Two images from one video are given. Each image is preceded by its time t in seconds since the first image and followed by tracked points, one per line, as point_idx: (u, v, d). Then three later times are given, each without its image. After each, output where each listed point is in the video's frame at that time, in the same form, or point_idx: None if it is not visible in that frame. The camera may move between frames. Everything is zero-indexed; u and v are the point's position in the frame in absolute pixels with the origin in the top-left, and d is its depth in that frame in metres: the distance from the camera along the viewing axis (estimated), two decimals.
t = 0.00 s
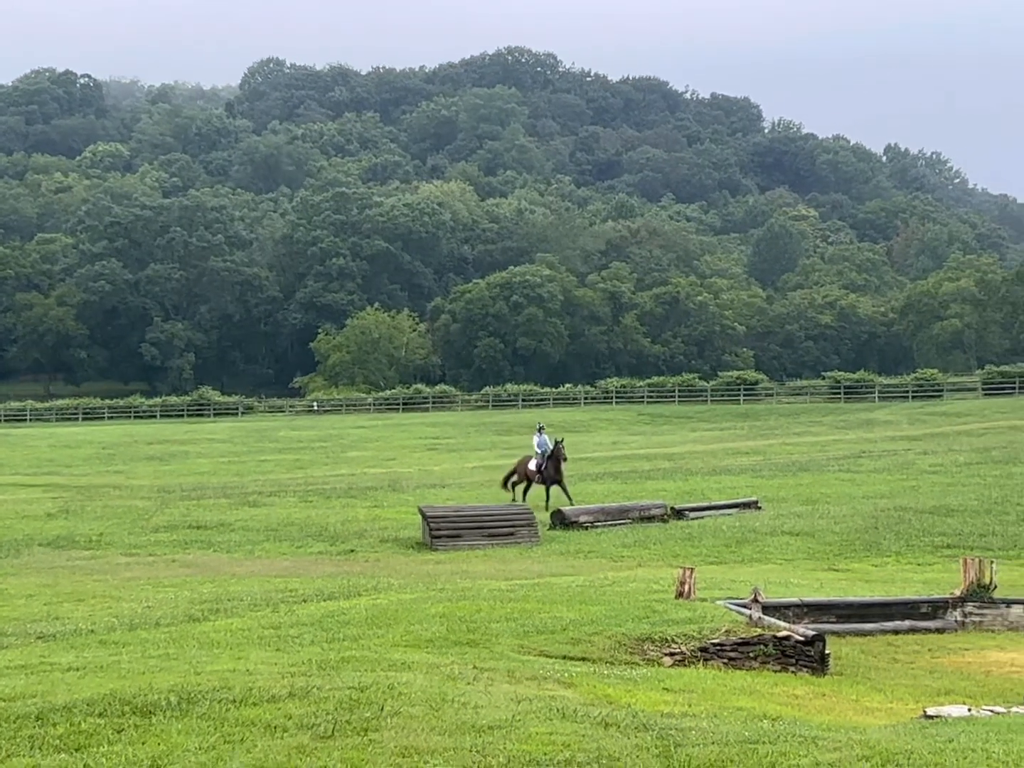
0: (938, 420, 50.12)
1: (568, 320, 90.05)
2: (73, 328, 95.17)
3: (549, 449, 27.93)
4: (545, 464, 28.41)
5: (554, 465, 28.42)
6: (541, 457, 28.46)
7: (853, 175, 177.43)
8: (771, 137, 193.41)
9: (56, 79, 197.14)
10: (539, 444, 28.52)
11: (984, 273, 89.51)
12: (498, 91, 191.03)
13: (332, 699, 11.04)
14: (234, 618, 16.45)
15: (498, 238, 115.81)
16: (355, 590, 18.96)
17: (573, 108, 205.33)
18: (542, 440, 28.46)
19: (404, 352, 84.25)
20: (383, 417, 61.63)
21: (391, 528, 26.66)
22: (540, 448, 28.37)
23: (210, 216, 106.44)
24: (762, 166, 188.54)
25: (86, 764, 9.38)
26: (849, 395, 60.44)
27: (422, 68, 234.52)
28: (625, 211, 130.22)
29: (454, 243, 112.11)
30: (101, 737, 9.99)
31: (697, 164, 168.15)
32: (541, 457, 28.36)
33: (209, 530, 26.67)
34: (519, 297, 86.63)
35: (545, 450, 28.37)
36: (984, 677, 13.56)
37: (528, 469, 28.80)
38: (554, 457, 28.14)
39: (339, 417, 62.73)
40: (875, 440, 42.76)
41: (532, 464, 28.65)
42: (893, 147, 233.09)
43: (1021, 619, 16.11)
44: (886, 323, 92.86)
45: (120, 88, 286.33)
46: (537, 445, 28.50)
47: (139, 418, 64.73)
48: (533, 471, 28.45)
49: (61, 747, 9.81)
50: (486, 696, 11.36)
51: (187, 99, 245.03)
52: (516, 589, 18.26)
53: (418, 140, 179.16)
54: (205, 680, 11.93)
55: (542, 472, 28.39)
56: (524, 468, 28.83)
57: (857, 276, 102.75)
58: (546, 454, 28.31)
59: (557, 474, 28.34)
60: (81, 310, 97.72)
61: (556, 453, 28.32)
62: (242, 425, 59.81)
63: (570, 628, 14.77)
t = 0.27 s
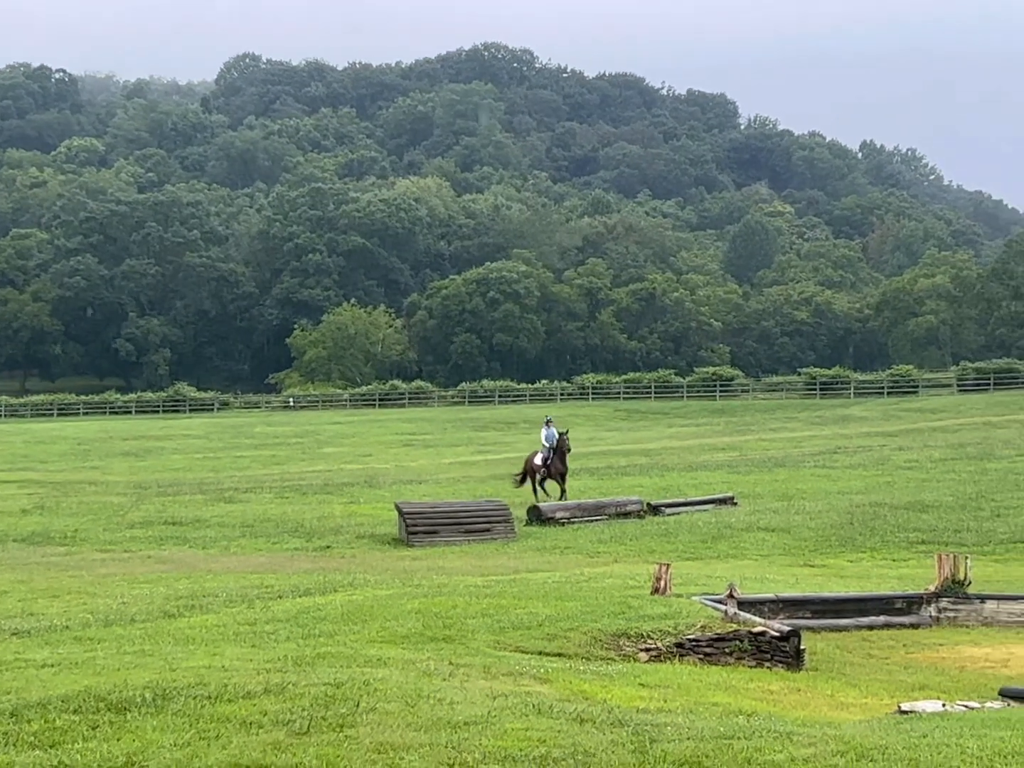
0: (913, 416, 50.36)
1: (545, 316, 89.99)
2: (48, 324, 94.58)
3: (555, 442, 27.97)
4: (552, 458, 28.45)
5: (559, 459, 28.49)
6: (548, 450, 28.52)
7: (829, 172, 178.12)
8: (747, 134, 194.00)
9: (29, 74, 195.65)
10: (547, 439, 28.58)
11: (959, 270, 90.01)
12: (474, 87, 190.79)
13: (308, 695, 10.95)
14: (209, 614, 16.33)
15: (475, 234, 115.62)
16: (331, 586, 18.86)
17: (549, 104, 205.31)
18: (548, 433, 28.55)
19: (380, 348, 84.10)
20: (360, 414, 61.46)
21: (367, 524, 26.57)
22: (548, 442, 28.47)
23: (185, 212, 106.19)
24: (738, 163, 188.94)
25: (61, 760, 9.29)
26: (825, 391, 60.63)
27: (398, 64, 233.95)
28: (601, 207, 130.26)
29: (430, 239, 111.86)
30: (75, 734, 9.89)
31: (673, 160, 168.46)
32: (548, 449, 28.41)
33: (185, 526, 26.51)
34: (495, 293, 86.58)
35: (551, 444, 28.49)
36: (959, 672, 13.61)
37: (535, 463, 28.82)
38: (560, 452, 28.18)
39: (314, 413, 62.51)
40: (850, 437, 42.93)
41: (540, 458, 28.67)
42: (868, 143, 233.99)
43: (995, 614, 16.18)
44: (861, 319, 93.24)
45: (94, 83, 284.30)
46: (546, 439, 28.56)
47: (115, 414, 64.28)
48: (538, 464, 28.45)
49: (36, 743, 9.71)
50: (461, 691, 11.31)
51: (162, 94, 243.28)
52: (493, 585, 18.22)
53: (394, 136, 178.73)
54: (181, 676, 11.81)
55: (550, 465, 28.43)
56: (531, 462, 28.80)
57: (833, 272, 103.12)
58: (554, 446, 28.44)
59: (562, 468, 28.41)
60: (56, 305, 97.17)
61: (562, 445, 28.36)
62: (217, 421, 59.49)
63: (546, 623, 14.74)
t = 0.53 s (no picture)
0: (889, 412, 50.63)
1: (522, 312, 89.95)
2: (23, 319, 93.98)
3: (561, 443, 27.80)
4: (556, 458, 28.25)
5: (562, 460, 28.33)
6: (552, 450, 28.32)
7: (806, 168, 178.62)
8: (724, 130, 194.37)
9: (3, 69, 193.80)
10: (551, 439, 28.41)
11: (935, 266, 90.53)
12: (451, 83, 190.35)
13: (284, 691, 10.87)
14: (185, 610, 16.21)
15: (452, 229, 115.37)
16: (308, 582, 18.77)
17: (527, 100, 205.12)
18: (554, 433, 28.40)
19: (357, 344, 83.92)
20: (336, 409, 61.25)
21: (344, 520, 26.48)
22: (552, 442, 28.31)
23: (161, 208, 105.87)
24: (715, 159, 189.35)
25: (36, 756, 9.19)
26: (801, 387, 60.83)
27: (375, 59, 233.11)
28: (579, 203, 130.28)
29: (407, 234, 111.58)
30: (50, 730, 9.79)
31: (650, 156, 168.67)
32: (552, 449, 28.20)
33: (161, 522, 26.34)
34: (472, 289, 86.50)
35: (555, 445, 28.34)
36: (934, 667, 13.67)
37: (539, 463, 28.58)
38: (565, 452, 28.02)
39: (291, 408, 62.24)
40: (826, 433, 43.13)
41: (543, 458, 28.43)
42: (845, 140, 234.87)
43: (970, 609, 16.25)
44: (837, 315, 93.64)
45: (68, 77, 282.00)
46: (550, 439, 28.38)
47: (90, 410, 63.83)
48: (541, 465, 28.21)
49: (11, 741, 9.61)
50: (437, 687, 11.26)
51: (137, 89, 241.63)
52: (469, 581, 18.17)
53: (371, 131, 178.12)
54: (156, 672, 11.72)
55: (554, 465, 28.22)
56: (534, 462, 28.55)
57: (809, 269, 103.48)
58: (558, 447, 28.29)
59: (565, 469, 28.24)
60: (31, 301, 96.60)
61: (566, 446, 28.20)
62: (194, 416, 59.16)
63: (522, 619, 14.72)
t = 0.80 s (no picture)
0: (868, 408, 50.82)
1: (501, 308, 89.56)
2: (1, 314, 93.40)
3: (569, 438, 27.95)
4: (562, 453, 28.37)
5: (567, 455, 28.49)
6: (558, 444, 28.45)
7: (785, 164, 179.10)
8: (703, 127, 194.68)
9: None
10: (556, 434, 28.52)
11: (913, 262, 90.95)
12: (432, 79, 190.04)
13: (263, 688, 10.79)
14: (165, 606, 16.09)
15: (432, 225, 115.19)
16: (287, 578, 18.65)
17: (507, 96, 205.03)
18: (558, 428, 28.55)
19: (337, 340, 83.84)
20: (315, 405, 61.08)
21: (322, 516, 26.35)
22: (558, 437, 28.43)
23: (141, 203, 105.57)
24: (694, 156, 189.63)
25: (13, 753, 9.09)
26: (780, 383, 60.98)
27: (354, 55, 232.41)
28: (558, 199, 130.25)
29: (387, 230, 111.31)
30: (26, 727, 9.69)
31: (630, 152, 168.82)
32: (558, 445, 28.31)
33: (140, 518, 26.15)
34: (452, 285, 86.39)
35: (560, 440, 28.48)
36: (913, 663, 13.70)
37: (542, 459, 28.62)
38: (571, 447, 28.19)
39: (270, 404, 61.98)
40: (805, 429, 43.25)
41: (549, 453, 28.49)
42: (824, 136, 235.50)
43: (949, 605, 16.29)
44: (816, 312, 93.82)
45: (46, 73, 280.10)
46: (555, 434, 28.48)
47: (69, 406, 63.46)
48: (546, 460, 28.24)
49: None
50: (417, 684, 11.21)
51: (115, 84, 240.22)
52: (448, 578, 18.11)
53: (350, 127, 177.64)
54: (134, 669, 11.62)
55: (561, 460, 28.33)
56: (538, 458, 28.56)
57: (788, 265, 103.77)
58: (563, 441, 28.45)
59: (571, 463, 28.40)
60: (10, 296, 96.13)
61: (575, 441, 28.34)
62: (172, 412, 58.83)
63: (501, 616, 14.69)
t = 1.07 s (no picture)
0: (851, 406, 50.94)
1: (485, 305, 89.37)
2: None
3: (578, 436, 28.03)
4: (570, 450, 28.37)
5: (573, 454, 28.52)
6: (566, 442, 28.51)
7: (769, 162, 179.43)
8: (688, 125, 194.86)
9: None
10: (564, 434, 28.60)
11: (897, 260, 91.20)
12: (416, 76, 189.76)
13: (247, 686, 10.73)
14: (148, 604, 15.99)
15: (416, 223, 115.00)
16: (271, 576, 18.57)
17: (491, 94, 204.84)
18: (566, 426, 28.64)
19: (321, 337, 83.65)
20: (299, 402, 60.92)
21: (307, 514, 26.27)
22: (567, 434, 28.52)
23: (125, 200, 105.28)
24: (679, 154, 189.83)
25: None
26: (764, 381, 61.08)
27: (338, 53, 231.84)
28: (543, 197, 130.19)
29: (371, 227, 111.06)
30: (9, 726, 9.61)
31: (614, 150, 168.84)
32: (567, 442, 28.34)
33: (123, 516, 26.02)
34: (436, 282, 86.28)
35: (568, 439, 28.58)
36: (896, 661, 13.74)
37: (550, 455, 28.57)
38: (580, 446, 28.20)
39: (253, 402, 61.77)
40: (789, 426, 43.32)
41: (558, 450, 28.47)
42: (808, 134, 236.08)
43: (932, 602, 16.35)
44: (800, 309, 93.97)
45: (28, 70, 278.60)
46: (564, 431, 28.55)
47: (52, 403, 63.14)
48: (555, 455, 28.19)
49: None
50: (400, 681, 11.17)
51: (99, 81, 239.00)
52: (434, 575, 18.06)
53: (334, 124, 177.16)
54: (117, 667, 11.55)
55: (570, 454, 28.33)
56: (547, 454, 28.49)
57: (772, 262, 103.97)
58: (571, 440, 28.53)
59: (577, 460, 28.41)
60: None
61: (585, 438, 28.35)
62: (156, 410, 58.57)
63: (486, 613, 14.64)
